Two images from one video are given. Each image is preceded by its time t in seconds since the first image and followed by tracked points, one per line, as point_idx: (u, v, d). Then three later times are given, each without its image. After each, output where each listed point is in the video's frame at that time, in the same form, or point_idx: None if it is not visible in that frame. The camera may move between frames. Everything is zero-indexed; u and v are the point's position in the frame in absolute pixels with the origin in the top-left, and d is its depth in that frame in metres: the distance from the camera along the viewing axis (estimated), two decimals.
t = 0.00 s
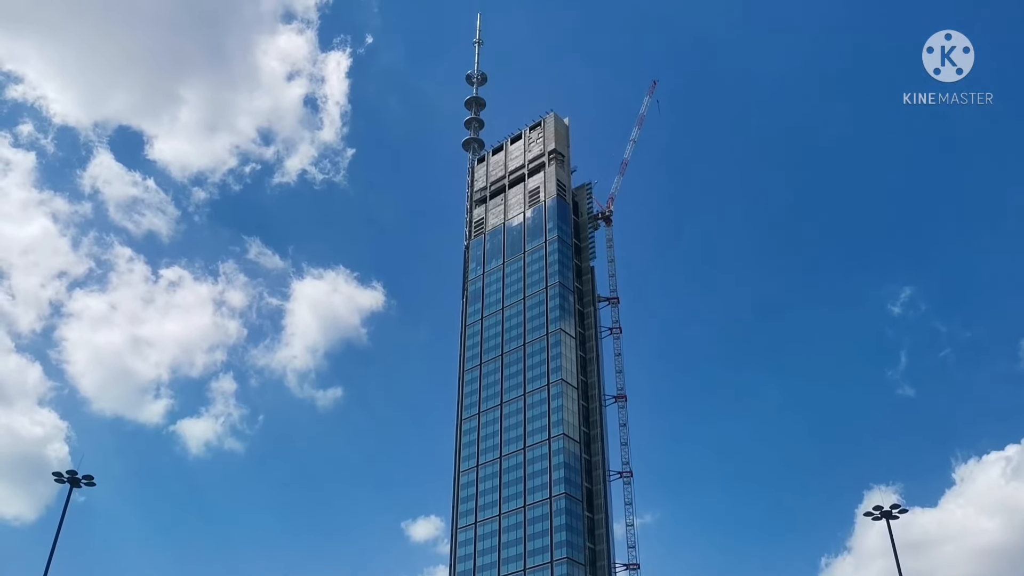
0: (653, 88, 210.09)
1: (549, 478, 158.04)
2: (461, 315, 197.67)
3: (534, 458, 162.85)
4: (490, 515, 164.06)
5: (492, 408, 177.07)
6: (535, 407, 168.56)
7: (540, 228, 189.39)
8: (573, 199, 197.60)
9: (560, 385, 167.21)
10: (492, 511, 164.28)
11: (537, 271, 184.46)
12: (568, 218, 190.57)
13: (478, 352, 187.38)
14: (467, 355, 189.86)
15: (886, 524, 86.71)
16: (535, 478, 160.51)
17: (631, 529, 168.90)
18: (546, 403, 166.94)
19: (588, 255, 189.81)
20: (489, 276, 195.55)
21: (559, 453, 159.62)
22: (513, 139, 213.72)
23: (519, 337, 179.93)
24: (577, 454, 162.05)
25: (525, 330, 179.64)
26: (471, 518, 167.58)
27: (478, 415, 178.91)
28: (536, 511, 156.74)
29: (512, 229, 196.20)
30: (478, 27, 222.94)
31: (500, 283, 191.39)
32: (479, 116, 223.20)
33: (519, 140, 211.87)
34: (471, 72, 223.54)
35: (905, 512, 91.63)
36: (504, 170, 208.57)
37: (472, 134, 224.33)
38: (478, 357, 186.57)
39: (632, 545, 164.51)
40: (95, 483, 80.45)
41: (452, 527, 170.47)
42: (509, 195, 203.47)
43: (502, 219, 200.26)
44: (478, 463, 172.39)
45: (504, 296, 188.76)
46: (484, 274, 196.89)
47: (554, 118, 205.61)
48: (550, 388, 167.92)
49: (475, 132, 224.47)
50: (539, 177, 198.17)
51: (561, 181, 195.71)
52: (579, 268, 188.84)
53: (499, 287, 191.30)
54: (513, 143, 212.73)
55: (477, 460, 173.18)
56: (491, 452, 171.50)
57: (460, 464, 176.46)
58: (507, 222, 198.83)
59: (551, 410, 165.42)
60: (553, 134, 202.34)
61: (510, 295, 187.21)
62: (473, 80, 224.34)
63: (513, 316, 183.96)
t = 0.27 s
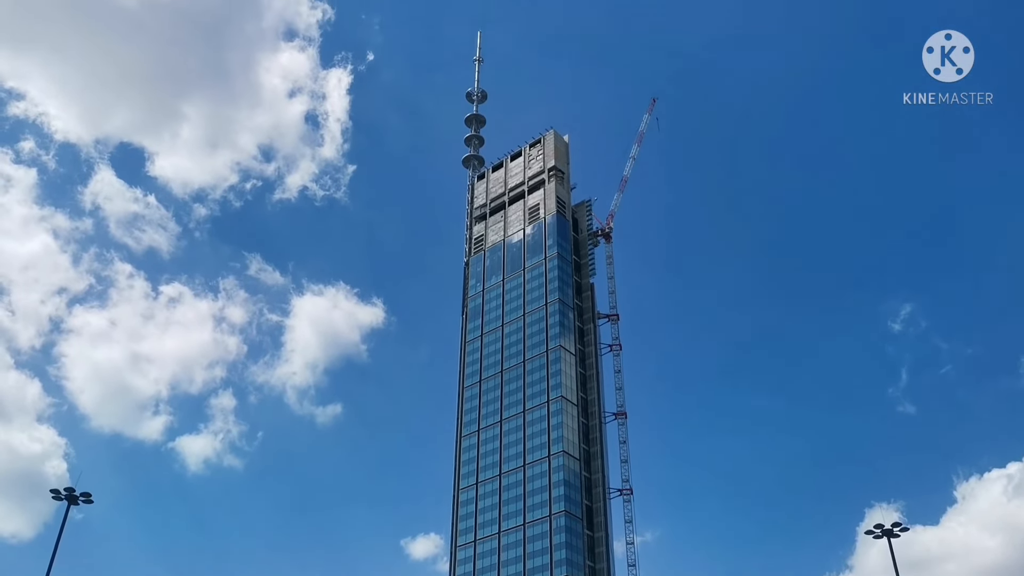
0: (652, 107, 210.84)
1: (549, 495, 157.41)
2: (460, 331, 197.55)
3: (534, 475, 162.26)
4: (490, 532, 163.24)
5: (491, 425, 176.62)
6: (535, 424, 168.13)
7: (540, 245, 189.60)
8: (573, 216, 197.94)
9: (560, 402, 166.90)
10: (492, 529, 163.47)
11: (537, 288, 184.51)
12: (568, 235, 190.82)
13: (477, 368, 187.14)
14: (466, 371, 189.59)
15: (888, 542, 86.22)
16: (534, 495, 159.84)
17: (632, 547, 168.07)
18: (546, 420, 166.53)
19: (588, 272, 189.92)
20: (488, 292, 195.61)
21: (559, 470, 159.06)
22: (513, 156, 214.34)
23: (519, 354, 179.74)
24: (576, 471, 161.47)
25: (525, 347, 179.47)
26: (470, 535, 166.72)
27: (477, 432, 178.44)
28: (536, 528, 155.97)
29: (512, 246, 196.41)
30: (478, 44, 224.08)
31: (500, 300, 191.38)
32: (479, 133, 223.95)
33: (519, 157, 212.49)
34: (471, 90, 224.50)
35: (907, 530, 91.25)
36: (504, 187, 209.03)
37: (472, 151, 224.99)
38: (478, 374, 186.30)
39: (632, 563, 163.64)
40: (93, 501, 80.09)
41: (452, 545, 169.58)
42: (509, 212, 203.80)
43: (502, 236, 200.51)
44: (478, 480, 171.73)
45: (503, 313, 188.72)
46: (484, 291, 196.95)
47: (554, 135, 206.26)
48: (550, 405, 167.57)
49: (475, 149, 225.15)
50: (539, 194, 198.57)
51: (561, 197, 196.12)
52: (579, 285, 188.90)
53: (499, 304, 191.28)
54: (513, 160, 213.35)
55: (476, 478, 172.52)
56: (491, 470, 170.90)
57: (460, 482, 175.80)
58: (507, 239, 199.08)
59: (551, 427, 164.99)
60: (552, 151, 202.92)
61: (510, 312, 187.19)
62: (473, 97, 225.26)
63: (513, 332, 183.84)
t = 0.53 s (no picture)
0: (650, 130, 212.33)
1: (548, 509, 156.94)
2: (460, 344, 197.47)
3: (534, 489, 161.85)
4: (489, 546, 162.64)
5: (491, 438, 176.31)
6: (534, 438, 167.83)
7: (539, 258, 189.76)
8: (572, 229, 198.16)
9: (559, 415, 166.66)
10: (491, 543, 162.89)
11: (536, 301, 184.56)
12: (568, 248, 191.04)
13: (477, 381, 186.99)
14: (466, 384, 189.43)
15: (888, 557, 85.92)
16: (534, 509, 159.37)
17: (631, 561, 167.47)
18: (545, 433, 166.24)
19: (587, 285, 189.99)
20: (488, 305, 195.65)
21: (558, 484, 158.63)
22: (512, 169, 214.80)
23: (519, 367, 179.61)
24: (576, 484, 161.04)
25: (524, 359, 179.35)
26: (469, 549, 166.12)
27: (477, 445, 178.10)
28: (536, 542, 155.41)
29: (511, 259, 196.61)
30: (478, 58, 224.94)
31: (499, 312, 191.40)
32: (479, 146, 224.52)
33: (519, 170, 213.01)
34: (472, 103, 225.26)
35: (908, 544, 91.08)
36: (504, 200, 209.39)
37: (472, 164, 225.51)
38: (478, 387, 186.13)
39: None
40: (91, 514, 79.96)
41: (451, 559, 168.99)
42: (508, 225, 204.08)
43: (502, 249, 200.73)
44: (477, 494, 171.30)
45: (503, 326, 188.71)
46: (484, 304, 196.99)
47: (554, 148, 206.74)
48: (550, 418, 167.30)
49: (475, 162, 225.66)
50: (538, 207, 198.89)
51: (560, 211, 196.41)
52: (579, 298, 188.96)
53: (498, 317, 191.30)
54: (512, 174, 213.86)
55: (476, 491, 172.08)
56: (490, 483, 170.48)
57: (459, 495, 175.33)
58: (507, 252, 199.29)
59: (551, 440, 164.68)
60: (552, 164, 203.40)
61: (510, 325, 187.19)
62: (473, 111, 225.98)
63: (513, 345, 183.78)
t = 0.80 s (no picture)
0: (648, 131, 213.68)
1: (548, 515, 156.69)
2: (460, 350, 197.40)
3: (533, 494, 161.65)
4: (489, 552, 162.34)
5: (490, 444, 176.17)
6: (534, 443, 167.67)
7: (539, 263, 189.83)
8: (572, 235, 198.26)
9: (559, 421, 166.54)
10: (491, 549, 162.62)
11: (536, 306, 184.57)
12: (567, 254, 191.14)
13: (477, 387, 186.91)
14: (466, 390, 189.36)
15: (888, 564, 86.03)
16: (534, 515, 159.14)
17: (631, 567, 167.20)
18: (545, 439, 166.08)
19: (587, 291, 190.03)
20: (488, 311, 195.65)
21: (558, 489, 158.41)
22: (512, 175, 215.03)
23: (519, 373, 179.51)
24: (576, 491, 160.82)
25: (524, 365, 179.30)
26: (469, 555, 165.84)
27: (477, 451, 177.94)
28: (536, 548, 155.15)
29: (511, 264, 196.70)
30: (478, 64, 225.32)
31: (499, 318, 191.40)
32: (479, 152, 224.78)
33: (518, 176, 213.26)
34: (471, 109, 225.63)
35: (907, 551, 91.30)
36: (504, 206, 209.51)
37: (472, 170, 225.73)
38: (478, 393, 186.02)
39: None
40: (90, 520, 79.80)
41: (450, 565, 168.72)
42: (508, 231, 204.20)
43: (502, 254, 200.82)
44: (477, 500, 171.11)
45: (503, 332, 188.72)
46: (484, 309, 197.00)
47: (554, 154, 206.97)
48: (549, 424, 167.16)
49: (474, 168, 225.92)
50: (538, 213, 199.06)
51: (560, 216, 196.52)
52: (578, 303, 188.97)
53: (498, 322, 191.31)
54: (512, 179, 214.11)
55: (475, 497, 171.88)
56: (490, 489, 170.29)
57: (459, 501, 175.12)
58: (506, 258, 199.38)
59: (551, 446, 164.52)
60: (552, 170, 203.65)
61: (509, 331, 187.19)
62: (473, 117, 226.31)
63: (513, 351, 183.75)
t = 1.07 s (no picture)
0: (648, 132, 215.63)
1: (548, 516, 156.76)
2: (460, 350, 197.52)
3: (533, 495, 161.76)
4: (489, 552, 162.44)
5: (490, 444, 176.27)
6: (534, 444, 167.75)
7: (539, 264, 189.97)
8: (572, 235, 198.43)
9: (559, 422, 166.64)
10: (490, 549, 162.71)
11: (536, 307, 184.68)
12: (567, 254, 191.29)
13: (477, 388, 186.92)
14: (465, 390, 189.49)
15: (888, 564, 85.99)
16: (534, 515, 159.23)
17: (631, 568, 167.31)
18: (545, 439, 166.17)
19: (587, 291, 190.15)
20: (488, 311, 195.77)
21: (558, 490, 158.50)
22: (512, 175, 215.23)
23: (518, 373, 179.62)
24: (576, 491, 160.92)
25: (524, 366, 179.42)
26: (469, 556, 165.90)
27: (476, 452, 178.03)
28: (535, 549, 155.23)
29: (511, 265, 196.84)
30: (478, 65, 225.42)
31: (499, 319, 191.53)
32: (478, 153, 224.92)
33: (518, 177, 213.42)
34: (471, 109, 225.77)
35: (907, 552, 91.27)
36: (503, 206, 209.63)
37: (472, 170, 225.87)
38: (477, 393, 186.11)
39: None
40: (90, 520, 79.88)
41: (450, 565, 168.79)
42: (508, 231, 204.34)
43: (502, 255, 200.96)
44: (477, 500, 171.22)
45: (503, 332, 188.84)
46: (484, 310, 197.12)
47: (554, 155, 207.14)
48: (549, 424, 167.26)
49: (474, 169, 226.08)
50: (538, 213, 199.21)
51: (560, 217, 196.66)
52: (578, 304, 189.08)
53: (498, 323, 191.43)
54: (511, 180, 214.29)
55: (475, 497, 171.99)
56: (490, 489, 170.39)
57: (459, 501, 175.21)
58: (506, 258, 199.53)
59: (550, 446, 164.62)
60: (552, 170, 203.84)
61: (509, 331, 187.32)
62: (473, 117, 226.45)
63: (512, 352, 183.86)
